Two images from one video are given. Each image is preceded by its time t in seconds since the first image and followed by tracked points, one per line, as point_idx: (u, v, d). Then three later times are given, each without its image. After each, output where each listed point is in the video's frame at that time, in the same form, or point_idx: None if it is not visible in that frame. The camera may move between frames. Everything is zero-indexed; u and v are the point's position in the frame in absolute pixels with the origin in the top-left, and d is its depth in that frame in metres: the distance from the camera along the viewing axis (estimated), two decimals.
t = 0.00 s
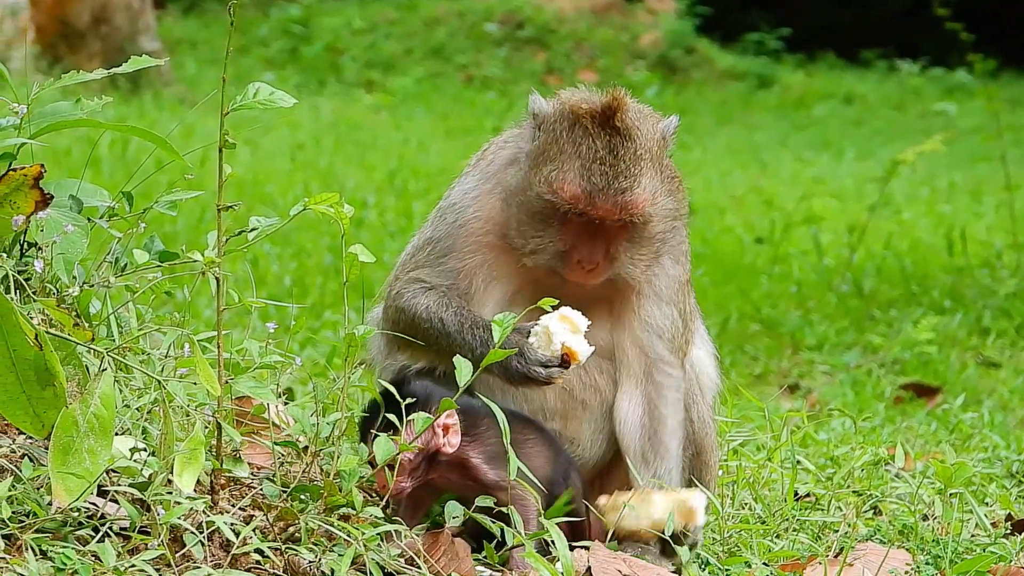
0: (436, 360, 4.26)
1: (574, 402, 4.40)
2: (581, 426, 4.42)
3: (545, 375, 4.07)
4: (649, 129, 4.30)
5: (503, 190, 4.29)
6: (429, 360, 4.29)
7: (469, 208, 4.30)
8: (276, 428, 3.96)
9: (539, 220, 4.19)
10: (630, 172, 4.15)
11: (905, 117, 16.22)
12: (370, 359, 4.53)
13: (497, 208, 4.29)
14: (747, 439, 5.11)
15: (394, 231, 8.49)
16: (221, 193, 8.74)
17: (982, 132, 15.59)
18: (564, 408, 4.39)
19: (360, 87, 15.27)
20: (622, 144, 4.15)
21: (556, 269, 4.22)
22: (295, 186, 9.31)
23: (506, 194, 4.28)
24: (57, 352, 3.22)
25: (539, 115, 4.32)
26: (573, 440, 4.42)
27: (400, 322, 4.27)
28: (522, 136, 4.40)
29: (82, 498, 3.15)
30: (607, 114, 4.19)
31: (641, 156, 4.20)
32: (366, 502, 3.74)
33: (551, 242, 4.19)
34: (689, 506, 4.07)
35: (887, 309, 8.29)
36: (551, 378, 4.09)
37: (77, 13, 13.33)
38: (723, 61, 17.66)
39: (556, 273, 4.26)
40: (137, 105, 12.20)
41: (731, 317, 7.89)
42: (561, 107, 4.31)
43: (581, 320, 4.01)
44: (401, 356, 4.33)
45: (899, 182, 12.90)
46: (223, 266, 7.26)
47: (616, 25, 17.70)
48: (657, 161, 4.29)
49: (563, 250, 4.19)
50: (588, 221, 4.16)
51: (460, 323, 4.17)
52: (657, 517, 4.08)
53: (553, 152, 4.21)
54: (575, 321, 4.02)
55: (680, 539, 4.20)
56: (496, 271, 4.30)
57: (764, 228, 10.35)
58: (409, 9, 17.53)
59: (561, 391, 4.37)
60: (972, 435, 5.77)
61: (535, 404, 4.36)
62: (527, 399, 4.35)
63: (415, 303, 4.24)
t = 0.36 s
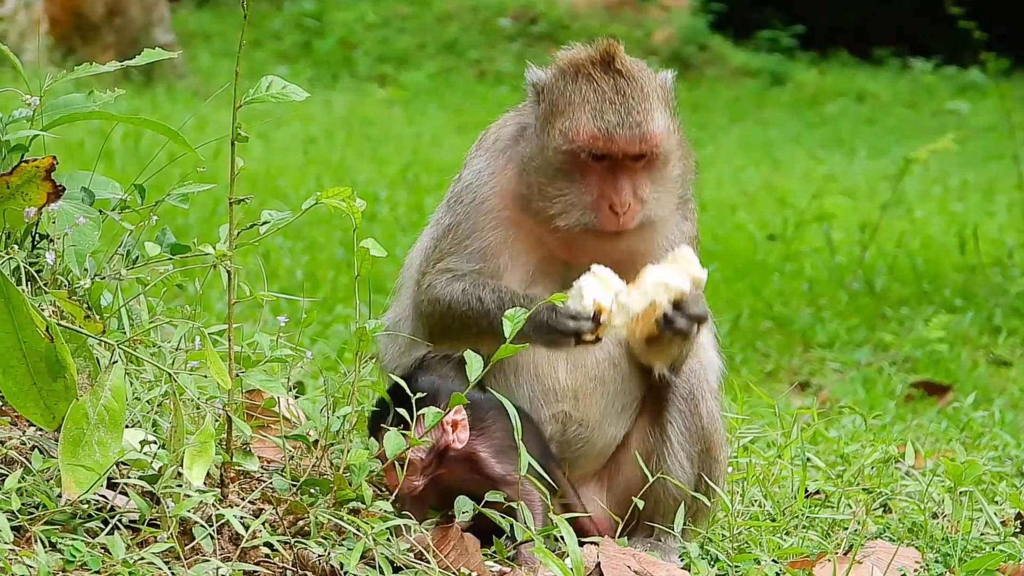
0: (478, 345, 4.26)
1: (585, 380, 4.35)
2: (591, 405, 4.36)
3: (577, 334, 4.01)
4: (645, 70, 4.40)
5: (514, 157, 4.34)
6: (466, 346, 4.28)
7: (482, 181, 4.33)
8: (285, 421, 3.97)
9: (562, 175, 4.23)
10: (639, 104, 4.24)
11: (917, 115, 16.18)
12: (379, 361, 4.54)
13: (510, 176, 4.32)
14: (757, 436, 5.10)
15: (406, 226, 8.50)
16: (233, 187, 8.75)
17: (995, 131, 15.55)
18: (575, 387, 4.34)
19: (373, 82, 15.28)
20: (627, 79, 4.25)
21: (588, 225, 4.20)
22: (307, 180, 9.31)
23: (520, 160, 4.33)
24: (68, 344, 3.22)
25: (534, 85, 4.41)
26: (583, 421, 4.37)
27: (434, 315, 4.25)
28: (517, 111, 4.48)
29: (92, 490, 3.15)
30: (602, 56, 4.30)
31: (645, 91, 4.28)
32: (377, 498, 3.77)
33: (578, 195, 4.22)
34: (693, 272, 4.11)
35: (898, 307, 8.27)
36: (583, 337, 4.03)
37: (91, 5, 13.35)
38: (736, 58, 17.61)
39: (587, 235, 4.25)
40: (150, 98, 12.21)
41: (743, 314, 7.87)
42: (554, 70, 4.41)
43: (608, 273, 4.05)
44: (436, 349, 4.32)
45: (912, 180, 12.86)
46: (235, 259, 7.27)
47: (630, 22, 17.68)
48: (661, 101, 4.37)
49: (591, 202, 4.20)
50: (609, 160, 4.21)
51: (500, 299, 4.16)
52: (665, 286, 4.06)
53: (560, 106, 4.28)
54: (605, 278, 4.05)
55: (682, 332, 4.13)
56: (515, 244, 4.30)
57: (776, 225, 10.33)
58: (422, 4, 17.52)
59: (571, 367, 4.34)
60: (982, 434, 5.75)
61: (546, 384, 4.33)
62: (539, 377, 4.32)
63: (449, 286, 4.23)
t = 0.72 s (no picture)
0: (490, 308, 4.26)
1: (594, 373, 4.41)
2: (602, 400, 4.42)
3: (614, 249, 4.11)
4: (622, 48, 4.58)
5: (521, 147, 4.43)
6: (479, 310, 4.27)
7: (490, 173, 4.39)
8: (292, 418, 3.96)
9: (583, 148, 4.33)
10: (630, 59, 4.40)
11: (926, 112, 16.14)
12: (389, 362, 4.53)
13: (522, 162, 4.41)
14: (765, 434, 5.09)
15: (415, 222, 8.50)
16: (242, 183, 8.75)
17: (1004, 128, 15.51)
18: (585, 381, 4.41)
19: (382, 78, 15.28)
20: (608, 46, 4.43)
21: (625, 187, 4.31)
22: (316, 176, 9.31)
23: (531, 151, 4.42)
24: (75, 340, 3.21)
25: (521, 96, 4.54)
26: (592, 413, 4.41)
27: (442, 288, 4.28)
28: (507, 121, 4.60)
29: (99, 486, 3.15)
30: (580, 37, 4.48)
31: (632, 52, 4.45)
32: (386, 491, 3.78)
33: (603, 157, 4.32)
34: (705, 173, 4.25)
35: (907, 305, 8.26)
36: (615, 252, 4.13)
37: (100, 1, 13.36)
38: (746, 54, 17.58)
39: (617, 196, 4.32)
40: (159, 94, 12.22)
41: (751, 311, 7.87)
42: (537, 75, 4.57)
43: (600, 185, 4.18)
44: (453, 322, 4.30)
45: (921, 177, 12.83)
46: (244, 255, 7.27)
47: (639, 18, 17.64)
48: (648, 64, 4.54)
49: (617, 162, 4.31)
50: (621, 118, 4.33)
51: (505, 255, 4.20)
52: (681, 181, 4.19)
53: (556, 92, 4.41)
54: (598, 188, 4.17)
55: (698, 228, 4.21)
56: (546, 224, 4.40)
57: (785, 222, 10.32)
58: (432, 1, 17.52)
59: (580, 359, 4.40)
60: (990, 431, 5.74)
61: (554, 375, 4.39)
62: (546, 368, 4.39)
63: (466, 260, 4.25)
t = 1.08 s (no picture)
0: (497, 303, 4.27)
1: (601, 370, 4.42)
2: (608, 398, 4.42)
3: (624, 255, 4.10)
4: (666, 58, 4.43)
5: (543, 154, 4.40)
6: (485, 306, 4.29)
7: (508, 174, 4.37)
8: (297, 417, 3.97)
9: (601, 174, 4.29)
10: (668, 93, 4.26)
11: (927, 102, 16.13)
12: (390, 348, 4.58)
13: (542, 169, 4.39)
14: (770, 426, 5.08)
15: (417, 218, 8.50)
16: (244, 181, 8.76)
17: (1005, 118, 15.49)
18: (591, 377, 4.41)
19: (383, 74, 15.28)
20: (650, 69, 4.29)
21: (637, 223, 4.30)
22: (318, 173, 9.31)
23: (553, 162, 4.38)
24: (80, 340, 3.22)
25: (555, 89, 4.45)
26: (598, 409, 4.42)
27: (449, 281, 4.28)
28: (535, 109, 4.55)
29: (105, 487, 3.14)
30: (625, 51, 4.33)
31: (671, 79, 4.31)
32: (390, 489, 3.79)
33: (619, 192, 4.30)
34: (719, 182, 4.19)
35: (910, 295, 8.25)
36: (623, 258, 4.12)
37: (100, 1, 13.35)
38: (746, 46, 17.56)
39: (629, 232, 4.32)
40: (160, 93, 12.22)
41: (755, 303, 7.86)
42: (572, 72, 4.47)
43: (615, 188, 4.17)
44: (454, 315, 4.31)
45: (922, 168, 12.82)
46: (246, 253, 7.28)
47: (639, 11, 17.61)
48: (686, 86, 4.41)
49: (634, 197, 4.29)
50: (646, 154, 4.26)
51: (514, 253, 4.21)
52: (693, 188, 4.16)
53: (587, 106, 4.32)
54: (614, 192, 4.16)
55: (709, 236, 4.18)
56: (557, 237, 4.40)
57: (787, 213, 10.31)
58: None
59: (586, 356, 4.40)
60: (995, 421, 5.73)
61: (560, 371, 4.39)
62: (552, 364, 4.38)
63: (474, 260, 4.25)
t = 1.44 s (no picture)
0: (511, 315, 4.28)
1: (614, 366, 4.31)
2: (618, 394, 4.34)
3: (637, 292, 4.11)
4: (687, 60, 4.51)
5: (559, 146, 4.42)
6: (501, 316, 4.29)
7: (524, 165, 4.37)
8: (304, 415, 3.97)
9: (615, 167, 4.34)
10: (689, 95, 4.35)
11: (932, 98, 16.09)
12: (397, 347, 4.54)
13: (557, 163, 4.40)
14: (776, 422, 5.07)
15: (422, 215, 8.49)
16: (249, 179, 8.75)
17: (1010, 113, 15.46)
18: (605, 371, 4.30)
19: (388, 72, 15.28)
20: (674, 67, 4.36)
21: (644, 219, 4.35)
22: (323, 171, 9.30)
23: (569, 154, 4.41)
24: (86, 339, 3.22)
25: (575, 78, 4.49)
26: (609, 407, 4.35)
27: (466, 286, 4.26)
28: (551, 104, 4.57)
29: (112, 485, 3.14)
30: (648, 47, 4.40)
31: (692, 80, 4.38)
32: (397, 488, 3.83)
33: (632, 189, 4.35)
34: (758, 244, 4.16)
35: (915, 291, 8.24)
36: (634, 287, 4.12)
37: None
38: (751, 42, 17.54)
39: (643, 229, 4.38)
40: (165, 92, 12.22)
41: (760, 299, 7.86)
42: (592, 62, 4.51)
43: (638, 220, 4.10)
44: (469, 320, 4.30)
45: (927, 163, 12.80)
46: (251, 252, 7.28)
47: (643, 8, 17.59)
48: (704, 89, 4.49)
49: (646, 194, 4.34)
50: (663, 153, 4.32)
51: (532, 268, 4.20)
52: (730, 251, 4.13)
53: (607, 97, 4.38)
54: (637, 223, 4.10)
55: (741, 300, 4.19)
56: (568, 231, 4.39)
57: (792, 209, 10.30)
58: None
59: (600, 353, 4.29)
60: (1001, 416, 5.72)
61: (572, 368, 4.30)
62: (564, 361, 4.30)
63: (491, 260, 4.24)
